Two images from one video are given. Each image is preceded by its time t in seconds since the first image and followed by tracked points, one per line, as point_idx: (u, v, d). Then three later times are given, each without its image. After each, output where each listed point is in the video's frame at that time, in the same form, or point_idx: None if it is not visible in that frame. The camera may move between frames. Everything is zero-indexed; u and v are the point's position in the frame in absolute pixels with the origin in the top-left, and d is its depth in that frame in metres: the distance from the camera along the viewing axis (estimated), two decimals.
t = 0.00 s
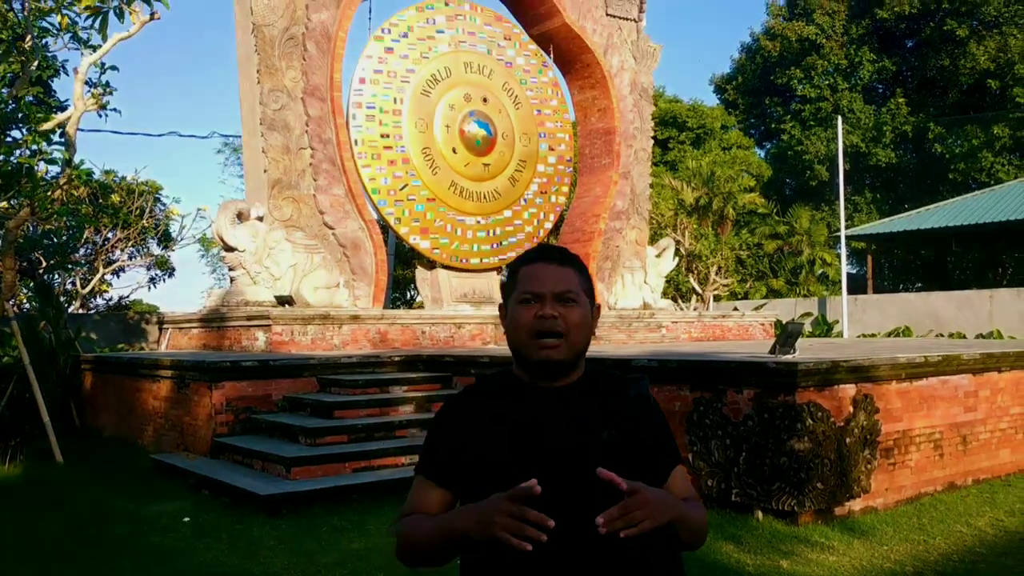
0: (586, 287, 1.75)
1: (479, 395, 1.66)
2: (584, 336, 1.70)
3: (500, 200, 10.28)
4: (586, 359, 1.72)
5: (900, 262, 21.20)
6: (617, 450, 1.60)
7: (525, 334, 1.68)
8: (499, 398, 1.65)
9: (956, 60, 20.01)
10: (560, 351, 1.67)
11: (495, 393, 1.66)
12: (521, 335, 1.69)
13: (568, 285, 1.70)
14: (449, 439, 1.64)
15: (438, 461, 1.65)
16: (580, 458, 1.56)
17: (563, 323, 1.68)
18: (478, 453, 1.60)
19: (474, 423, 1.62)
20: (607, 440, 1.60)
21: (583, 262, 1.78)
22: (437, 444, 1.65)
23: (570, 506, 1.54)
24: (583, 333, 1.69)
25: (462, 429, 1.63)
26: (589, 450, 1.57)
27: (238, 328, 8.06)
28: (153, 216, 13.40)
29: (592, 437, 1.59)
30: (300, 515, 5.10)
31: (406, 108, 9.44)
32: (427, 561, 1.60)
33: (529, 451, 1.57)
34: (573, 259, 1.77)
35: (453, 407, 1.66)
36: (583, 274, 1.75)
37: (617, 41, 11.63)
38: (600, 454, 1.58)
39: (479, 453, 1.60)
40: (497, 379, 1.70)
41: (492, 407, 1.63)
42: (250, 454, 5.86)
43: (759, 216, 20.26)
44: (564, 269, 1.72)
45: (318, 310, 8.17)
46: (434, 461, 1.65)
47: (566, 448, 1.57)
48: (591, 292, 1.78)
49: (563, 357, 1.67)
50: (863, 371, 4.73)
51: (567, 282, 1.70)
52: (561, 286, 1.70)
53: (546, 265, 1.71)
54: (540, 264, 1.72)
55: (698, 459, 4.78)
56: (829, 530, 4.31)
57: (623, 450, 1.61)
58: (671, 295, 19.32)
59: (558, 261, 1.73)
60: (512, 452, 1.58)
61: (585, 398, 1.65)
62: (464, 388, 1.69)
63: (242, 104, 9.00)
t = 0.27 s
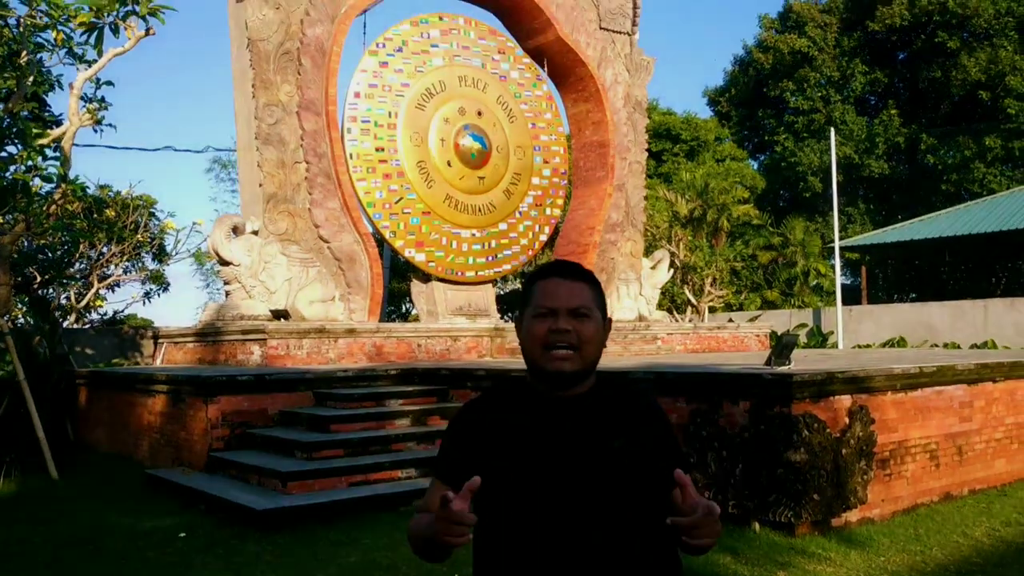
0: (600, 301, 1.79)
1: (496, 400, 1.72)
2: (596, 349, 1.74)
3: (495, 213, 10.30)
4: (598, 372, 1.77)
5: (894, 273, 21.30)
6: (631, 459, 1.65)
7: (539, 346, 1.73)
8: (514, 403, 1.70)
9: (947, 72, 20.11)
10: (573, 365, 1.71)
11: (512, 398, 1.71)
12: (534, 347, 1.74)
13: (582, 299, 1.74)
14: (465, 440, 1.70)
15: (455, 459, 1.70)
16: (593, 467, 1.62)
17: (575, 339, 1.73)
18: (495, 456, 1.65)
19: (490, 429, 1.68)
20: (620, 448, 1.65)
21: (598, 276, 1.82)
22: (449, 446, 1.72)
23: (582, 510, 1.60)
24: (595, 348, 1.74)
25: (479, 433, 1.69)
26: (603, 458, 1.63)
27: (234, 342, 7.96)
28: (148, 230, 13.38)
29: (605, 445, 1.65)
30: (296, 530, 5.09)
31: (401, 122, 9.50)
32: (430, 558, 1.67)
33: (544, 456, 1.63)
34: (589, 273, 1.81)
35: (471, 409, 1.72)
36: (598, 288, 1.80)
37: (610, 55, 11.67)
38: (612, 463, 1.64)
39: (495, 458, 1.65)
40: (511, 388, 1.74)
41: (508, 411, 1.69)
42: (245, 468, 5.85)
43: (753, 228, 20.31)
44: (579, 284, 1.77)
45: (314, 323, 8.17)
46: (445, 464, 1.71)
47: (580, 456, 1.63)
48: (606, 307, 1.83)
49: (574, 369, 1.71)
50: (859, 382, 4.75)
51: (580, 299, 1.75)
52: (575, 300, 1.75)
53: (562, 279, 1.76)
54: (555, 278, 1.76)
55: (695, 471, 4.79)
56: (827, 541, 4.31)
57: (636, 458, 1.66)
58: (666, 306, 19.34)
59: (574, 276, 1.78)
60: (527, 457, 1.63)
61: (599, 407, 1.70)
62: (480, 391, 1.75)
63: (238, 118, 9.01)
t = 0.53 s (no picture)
0: (598, 308, 1.88)
1: (497, 407, 1.82)
2: (592, 353, 1.82)
3: (496, 218, 10.39)
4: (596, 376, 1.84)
5: (890, 276, 21.45)
6: (623, 463, 1.73)
7: (537, 350, 1.82)
8: (513, 409, 1.80)
9: (942, 77, 20.23)
10: (569, 367, 1.79)
11: (511, 405, 1.81)
12: (534, 351, 1.82)
13: (579, 306, 1.84)
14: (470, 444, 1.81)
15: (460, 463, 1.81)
16: (585, 471, 1.71)
17: (571, 342, 1.81)
18: (494, 461, 1.75)
19: (490, 435, 1.78)
20: (611, 453, 1.73)
21: (596, 285, 1.91)
22: (457, 450, 1.82)
23: (575, 512, 1.69)
24: (591, 351, 1.82)
25: (480, 438, 1.79)
26: (594, 462, 1.71)
27: (236, 346, 8.05)
28: (151, 235, 13.47)
29: (597, 451, 1.73)
30: (301, 533, 5.17)
31: (402, 128, 9.62)
32: (444, 558, 1.76)
33: (539, 461, 1.72)
34: (587, 283, 1.91)
35: (472, 415, 1.82)
36: (595, 296, 1.89)
37: (609, 61, 11.77)
38: (604, 467, 1.71)
39: (495, 462, 1.75)
40: (514, 394, 1.83)
41: (507, 418, 1.79)
42: (250, 471, 5.93)
43: (750, 231, 20.45)
44: (577, 291, 1.86)
45: (316, 328, 8.26)
46: (454, 466, 1.82)
47: (573, 461, 1.71)
48: (605, 315, 1.91)
49: (570, 372, 1.79)
50: (855, 386, 4.85)
51: (577, 304, 1.84)
52: (572, 307, 1.84)
53: (560, 288, 1.86)
54: (553, 287, 1.87)
55: (694, 473, 4.89)
56: (824, 542, 4.41)
57: (628, 461, 1.73)
58: (664, 310, 19.47)
59: (572, 284, 1.88)
60: (523, 463, 1.73)
61: (592, 412, 1.77)
62: (484, 397, 1.85)
63: (240, 124, 9.11)
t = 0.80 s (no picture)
0: (568, 321, 1.94)
1: (476, 424, 1.85)
2: (565, 365, 1.88)
3: (495, 230, 10.41)
4: (571, 388, 1.89)
5: (889, 287, 21.46)
6: (602, 473, 1.75)
7: (511, 364, 1.87)
8: (491, 425, 1.83)
9: (940, 89, 20.28)
10: (544, 380, 1.84)
11: (490, 422, 1.84)
12: (508, 365, 1.88)
13: (549, 319, 1.89)
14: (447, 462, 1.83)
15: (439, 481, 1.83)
16: (566, 482, 1.73)
17: (544, 355, 1.86)
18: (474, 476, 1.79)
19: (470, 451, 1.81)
20: (591, 463, 1.75)
21: (565, 300, 1.98)
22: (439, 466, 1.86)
23: (557, 523, 1.71)
24: (564, 363, 1.88)
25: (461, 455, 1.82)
26: (573, 472, 1.73)
27: (235, 359, 8.07)
28: (151, 248, 13.49)
29: (576, 462, 1.75)
30: (300, 547, 5.15)
31: (401, 141, 9.65)
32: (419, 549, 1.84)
33: (519, 474, 1.75)
34: (556, 297, 1.97)
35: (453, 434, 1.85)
36: (566, 310, 1.95)
37: (607, 74, 11.81)
38: (584, 477, 1.73)
39: (476, 478, 1.78)
40: (493, 410, 1.87)
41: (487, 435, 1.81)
42: (249, 485, 5.92)
43: (748, 243, 20.46)
44: (547, 306, 1.93)
45: (316, 341, 8.25)
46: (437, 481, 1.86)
47: (553, 472, 1.74)
48: (576, 327, 1.97)
49: (546, 383, 1.84)
50: (855, 397, 4.85)
51: (548, 318, 1.90)
52: (544, 321, 1.90)
53: (531, 301, 1.92)
54: (525, 302, 1.93)
55: (694, 485, 4.88)
56: (825, 555, 4.40)
57: (606, 471, 1.75)
58: (664, 322, 19.46)
59: (543, 299, 1.94)
60: (504, 477, 1.75)
61: (571, 424, 1.80)
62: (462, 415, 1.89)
63: (240, 138, 9.12)
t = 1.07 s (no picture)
0: (525, 327, 1.97)
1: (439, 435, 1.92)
2: (524, 373, 1.91)
3: (494, 238, 10.36)
4: (533, 395, 1.93)
5: (891, 294, 21.37)
6: (562, 481, 1.79)
7: (471, 376, 1.91)
8: (452, 437, 1.90)
9: (941, 96, 20.27)
10: (503, 390, 1.88)
11: (452, 435, 1.90)
12: (467, 377, 1.92)
13: (507, 329, 1.93)
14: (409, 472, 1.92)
15: (401, 489, 1.92)
16: (525, 492, 1.77)
17: (503, 365, 1.90)
18: (434, 484, 1.87)
19: (433, 462, 1.89)
20: (549, 472, 1.79)
21: (522, 307, 2.00)
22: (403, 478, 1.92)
23: (517, 531, 1.75)
24: (523, 372, 1.91)
25: (425, 467, 1.90)
26: (531, 482, 1.78)
27: (234, 369, 8.02)
28: (149, 257, 13.43)
29: (535, 472, 1.79)
30: (298, 559, 5.08)
31: (400, 149, 9.61)
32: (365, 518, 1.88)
33: (479, 485, 1.81)
34: (513, 304, 2.00)
35: (415, 446, 1.93)
36: (522, 316, 1.98)
37: (607, 82, 11.76)
38: (543, 486, 1.78)
39: (440, 489, 1.85)
40: (457, 423, 1.93)
41: (450, 447, 1.89)
42: (247, 496, 5.85)
43: (750, 251, 20.38)
44: (502, 314, 1.95)
45: (314, 350, 8.18)
46: (403, 491, 1.92)
47: (513, 483, 1.79)
48: (534, 333, 2.00)
49: (505, 393, 1.88)
50: (859, 407, 4.78)
51: (505, 327, 1.93)
52: (500, 330, 1.93)
53: (485, 312, 1.95)
54: (480, 312, 1.95)
55: (697, 496, 4.81)
56: (829, 566, 4.33)
57: (565, 479, 1.79)
58: (665, 330, 19.36)
59: (498, 308, 1.96)
60: (466, 488, 1.82)
61: (532, 435, 1.85)
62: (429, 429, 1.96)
63: (238, 146, 9.06)
